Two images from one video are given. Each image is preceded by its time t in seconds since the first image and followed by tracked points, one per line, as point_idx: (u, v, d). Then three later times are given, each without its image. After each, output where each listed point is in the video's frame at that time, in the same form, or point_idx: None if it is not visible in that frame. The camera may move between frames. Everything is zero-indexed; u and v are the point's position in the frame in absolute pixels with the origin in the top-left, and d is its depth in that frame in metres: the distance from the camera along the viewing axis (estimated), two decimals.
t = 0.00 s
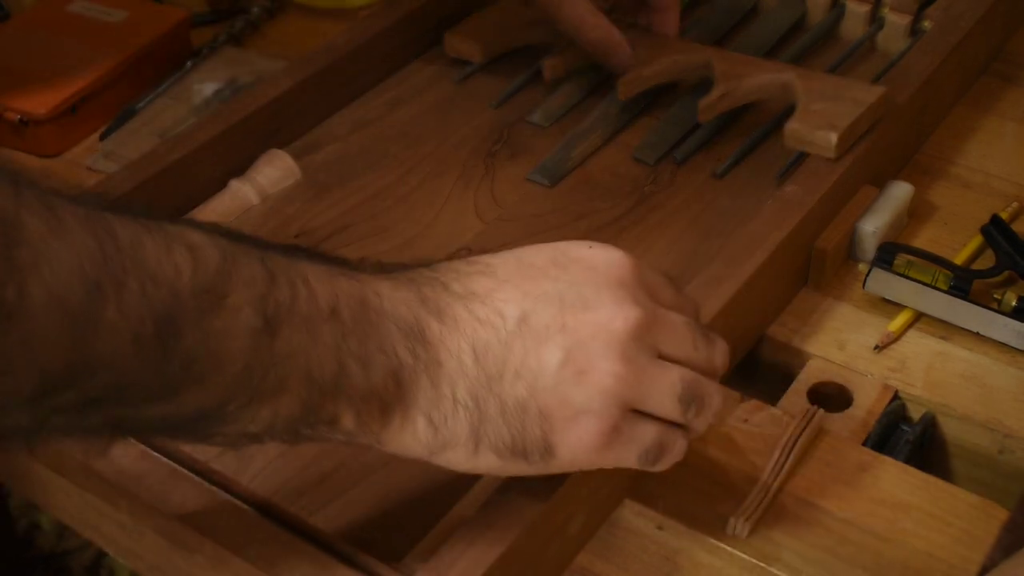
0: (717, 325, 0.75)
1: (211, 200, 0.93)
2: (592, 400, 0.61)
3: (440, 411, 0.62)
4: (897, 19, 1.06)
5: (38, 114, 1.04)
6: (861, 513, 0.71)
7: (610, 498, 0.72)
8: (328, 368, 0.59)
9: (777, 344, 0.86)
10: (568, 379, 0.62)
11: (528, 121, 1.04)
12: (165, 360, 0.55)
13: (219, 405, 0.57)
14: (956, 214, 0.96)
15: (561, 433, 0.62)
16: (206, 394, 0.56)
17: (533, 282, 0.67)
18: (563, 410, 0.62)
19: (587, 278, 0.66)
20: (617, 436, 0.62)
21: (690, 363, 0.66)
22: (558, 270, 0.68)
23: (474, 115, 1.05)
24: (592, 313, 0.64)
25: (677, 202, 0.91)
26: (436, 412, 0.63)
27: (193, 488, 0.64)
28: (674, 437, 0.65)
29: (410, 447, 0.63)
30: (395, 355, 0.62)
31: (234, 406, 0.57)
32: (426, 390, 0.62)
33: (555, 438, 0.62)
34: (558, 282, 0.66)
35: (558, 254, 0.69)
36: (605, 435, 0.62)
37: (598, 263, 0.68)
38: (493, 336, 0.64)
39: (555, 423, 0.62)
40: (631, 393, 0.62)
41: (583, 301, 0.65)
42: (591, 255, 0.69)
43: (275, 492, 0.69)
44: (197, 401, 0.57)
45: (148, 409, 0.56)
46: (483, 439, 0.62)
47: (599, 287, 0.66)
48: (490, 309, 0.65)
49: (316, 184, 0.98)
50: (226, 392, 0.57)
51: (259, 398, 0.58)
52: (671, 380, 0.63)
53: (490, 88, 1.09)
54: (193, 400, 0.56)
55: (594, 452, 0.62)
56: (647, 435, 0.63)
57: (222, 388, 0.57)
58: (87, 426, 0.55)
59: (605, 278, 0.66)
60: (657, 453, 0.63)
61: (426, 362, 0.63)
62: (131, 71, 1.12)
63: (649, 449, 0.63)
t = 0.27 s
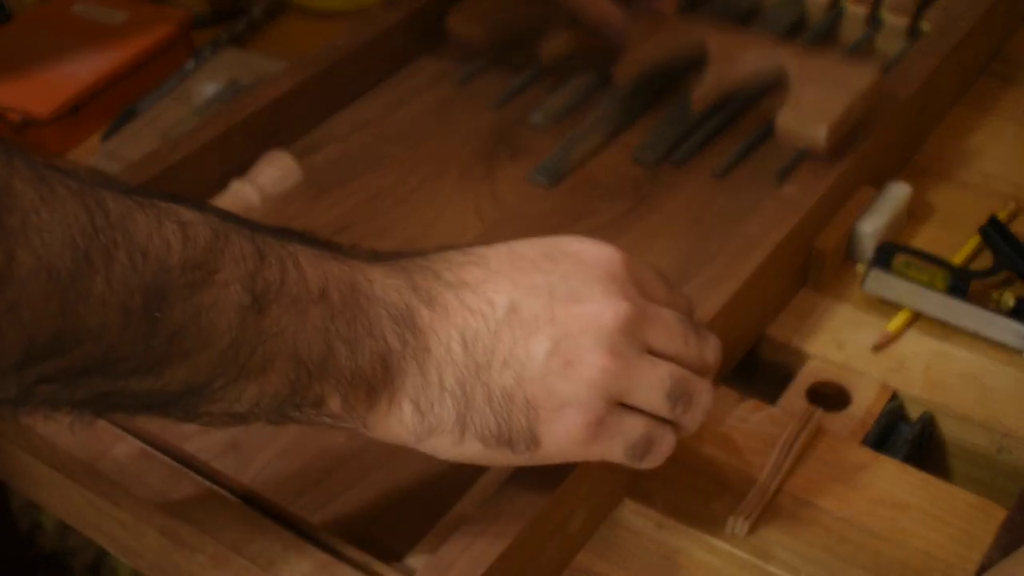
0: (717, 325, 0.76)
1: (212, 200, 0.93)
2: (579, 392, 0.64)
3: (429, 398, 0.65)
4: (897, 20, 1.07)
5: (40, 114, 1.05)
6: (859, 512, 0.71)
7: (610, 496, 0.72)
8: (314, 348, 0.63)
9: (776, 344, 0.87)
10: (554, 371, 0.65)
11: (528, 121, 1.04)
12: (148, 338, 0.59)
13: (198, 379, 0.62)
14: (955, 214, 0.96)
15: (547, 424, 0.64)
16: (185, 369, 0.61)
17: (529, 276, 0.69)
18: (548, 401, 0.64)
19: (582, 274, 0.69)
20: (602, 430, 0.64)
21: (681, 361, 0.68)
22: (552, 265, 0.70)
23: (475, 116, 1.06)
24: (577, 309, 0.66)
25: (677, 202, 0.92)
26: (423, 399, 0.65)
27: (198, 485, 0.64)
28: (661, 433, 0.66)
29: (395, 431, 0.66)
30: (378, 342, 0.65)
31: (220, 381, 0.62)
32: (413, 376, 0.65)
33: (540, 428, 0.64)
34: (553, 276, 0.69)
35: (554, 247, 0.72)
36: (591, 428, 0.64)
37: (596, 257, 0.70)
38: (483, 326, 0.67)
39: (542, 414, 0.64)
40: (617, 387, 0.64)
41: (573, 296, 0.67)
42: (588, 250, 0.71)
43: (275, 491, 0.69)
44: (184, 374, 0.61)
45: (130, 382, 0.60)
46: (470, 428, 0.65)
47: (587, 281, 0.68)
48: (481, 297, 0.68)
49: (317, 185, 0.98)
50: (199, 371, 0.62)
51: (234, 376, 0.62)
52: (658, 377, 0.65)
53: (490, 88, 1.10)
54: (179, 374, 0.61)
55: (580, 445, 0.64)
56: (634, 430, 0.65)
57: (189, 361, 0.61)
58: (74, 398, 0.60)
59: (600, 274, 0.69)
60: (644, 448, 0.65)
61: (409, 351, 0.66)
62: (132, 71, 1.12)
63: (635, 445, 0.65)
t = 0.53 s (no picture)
0: (717, 325, 0.75)
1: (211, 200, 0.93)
2: (336, 362, 0.60)
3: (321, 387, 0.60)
4: (896, 19, 1.08)
5: (39, 114, 1.05)
6: (860, 513, 0.71)
7: (610, 497, 0.72)
8: (108, 328, 0.59)
9: (776, 344, 0.86)
10: (358, 338, 0.61)
11: (528, 120, 1.04)
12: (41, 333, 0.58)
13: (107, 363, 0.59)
14: (956, 214, 0.96)
15: (379, 384, 0.60)
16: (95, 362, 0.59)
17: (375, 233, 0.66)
18: (363, 380, 0.60)
19: (431, 233, 0.65)
20: (426, 397, 0.60)
21: (528, 320, 0.63)
22: (334, 230, 0.66)
23: (474, 115, 1.06)
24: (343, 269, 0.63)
25: (677, 202, 0.92)
26: (226, 380, 0.60)
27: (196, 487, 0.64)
28: (510, 398, 0.61)
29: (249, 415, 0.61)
30: (189, 321, 0.60)
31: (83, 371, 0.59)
32: (219, 358, 0.60)
33: (360, 398, 0.60)
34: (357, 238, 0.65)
35: (376, 207, 0.67)
36: (416, 394, 0.60)
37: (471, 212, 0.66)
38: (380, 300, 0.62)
39: (338, 385, 0.60)
40: (442, 359, 0.60)
41: (354, 273, 0.63)
42: (413, 208, 0.67)
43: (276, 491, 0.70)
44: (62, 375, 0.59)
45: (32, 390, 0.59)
46: (334, 403, 0.60)
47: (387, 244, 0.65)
48: (297, 269, 0.63)
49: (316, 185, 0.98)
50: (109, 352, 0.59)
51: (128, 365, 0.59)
52: (486, 337, 0.61)
53: (490, 88, 1.09)
54: (60, 381, 0.59)
55: (403, 414, 0.60)
56: (469, 390, 0.60)
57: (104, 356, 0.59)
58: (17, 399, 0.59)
59: (426, 233, 0.65)
60: (479, 410, 0.60)
61: (318, 318, 0.61)
62: (131, 71, 1.12)
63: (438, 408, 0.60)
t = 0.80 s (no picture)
0: (717, 325, 0.75)
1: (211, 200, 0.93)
2: (100, 417, 0.52)
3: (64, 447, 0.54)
4: (897, 19, 1.08)
5: (39, 114, 1.05)
6: (860, 513, 0.71)
7: (609, 497, 0.72)
8: None
9: (776, 344, 0.86)
10: (110, 404, 0.52)
11: (528, 121, 1.04)
12: None
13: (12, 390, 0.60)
14: (956, 214, 0.96)
15: (125, 457, 0.52)
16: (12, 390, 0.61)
17: (128, 271, 0.56)
18: (83, 434, 0.53)
19: (187, 291, 0.53)
20: (207, 462, 0.53)
21: (316, 383, 0.54)
22: (147, 273, 0.55)
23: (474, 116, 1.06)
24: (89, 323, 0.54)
25: (676, 203, 0.92)
26: (25, 422, 0.55)
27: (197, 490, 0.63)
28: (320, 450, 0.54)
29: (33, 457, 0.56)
30: None
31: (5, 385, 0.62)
32: None
33: (117, 458, 0.53)
34: (140, 285, 0.54)
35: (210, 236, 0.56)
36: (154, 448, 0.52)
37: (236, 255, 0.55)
38: (103, 348, 0.53)
39: (110, 448, 0.53)
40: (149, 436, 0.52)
41: (116, 340, 0.53)
42: (204, 254, 0.55)
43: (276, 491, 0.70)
44: None
45: None
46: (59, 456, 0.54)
47: (145, 305, 0.53)
48: (108, 314, 0.54)
49: (316, 185, 0.98)
50: None
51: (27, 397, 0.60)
52: (265, 411, 0.52)
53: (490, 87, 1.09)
54: None
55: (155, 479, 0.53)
56: (240, 459, 0.53)
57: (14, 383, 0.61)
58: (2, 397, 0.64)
59: (207, 285, 0.53)
60: (257, 474, 0.54)
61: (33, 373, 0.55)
62: (130, 71, 1.12)
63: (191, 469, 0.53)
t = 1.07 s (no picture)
0: (717, 325, 0.75)
1: (211, 200, 0.93)
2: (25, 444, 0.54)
3: None
4: (897, 20, 1.08)
5: (39, 113, 1.04)
6: (860, 513, 0.71)
7: (610, 497, 0.72)
8: None
9: (776, 344, 0.86)
10: (29, 436, 0.54)
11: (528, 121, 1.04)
12: None
13: None
14: (956, 214, 0.96)
15: (49, 486, 0.55)
16: None
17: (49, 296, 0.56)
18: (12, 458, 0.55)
19: (100, 324, 0.53)
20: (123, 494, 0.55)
21: (228, 425, 0.54)
22: (61, 301, 0.55)
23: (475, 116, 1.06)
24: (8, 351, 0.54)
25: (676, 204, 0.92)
26: None
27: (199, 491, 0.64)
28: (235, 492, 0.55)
29: None
30: None
31: None
32: None
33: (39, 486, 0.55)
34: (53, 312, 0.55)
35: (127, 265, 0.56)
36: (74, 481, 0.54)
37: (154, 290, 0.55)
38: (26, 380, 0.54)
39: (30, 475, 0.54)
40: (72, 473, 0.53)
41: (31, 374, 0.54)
42: (120, 284, 0.55)
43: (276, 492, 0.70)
44: None
45: None
46: None
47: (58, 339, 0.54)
48: (19, 344, 0.54)
49: (316, 185, 0.98)
50: None
51: None
52: (174, 450, 0.53)
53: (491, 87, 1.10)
54: None
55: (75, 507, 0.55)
56: (152, 496, 0.55)
57: None
58: None
59: (116, 325, 0.53)
60: (173, 507, 0.56)
61: None
62: (130, 70, 1.12)
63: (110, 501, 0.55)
